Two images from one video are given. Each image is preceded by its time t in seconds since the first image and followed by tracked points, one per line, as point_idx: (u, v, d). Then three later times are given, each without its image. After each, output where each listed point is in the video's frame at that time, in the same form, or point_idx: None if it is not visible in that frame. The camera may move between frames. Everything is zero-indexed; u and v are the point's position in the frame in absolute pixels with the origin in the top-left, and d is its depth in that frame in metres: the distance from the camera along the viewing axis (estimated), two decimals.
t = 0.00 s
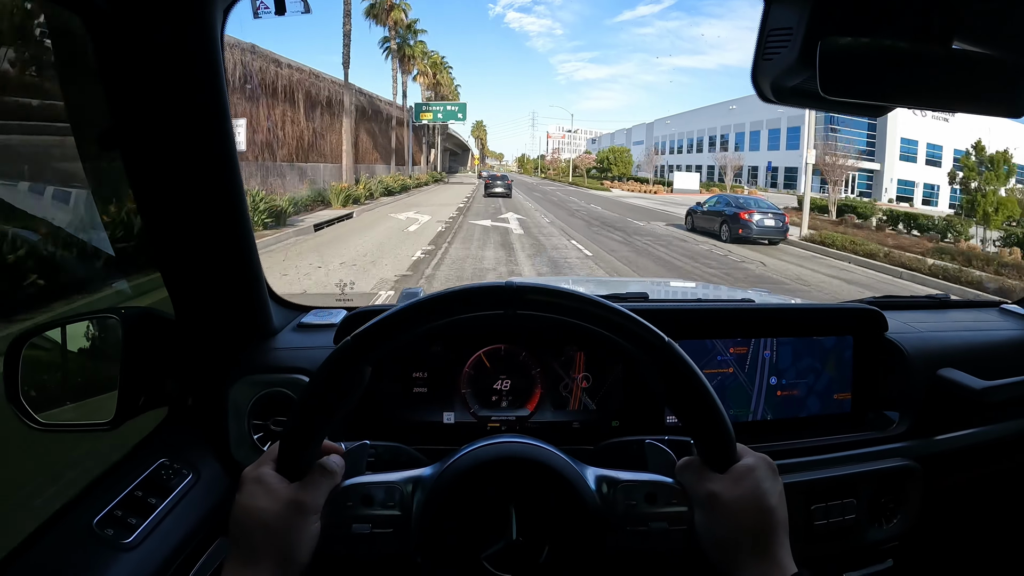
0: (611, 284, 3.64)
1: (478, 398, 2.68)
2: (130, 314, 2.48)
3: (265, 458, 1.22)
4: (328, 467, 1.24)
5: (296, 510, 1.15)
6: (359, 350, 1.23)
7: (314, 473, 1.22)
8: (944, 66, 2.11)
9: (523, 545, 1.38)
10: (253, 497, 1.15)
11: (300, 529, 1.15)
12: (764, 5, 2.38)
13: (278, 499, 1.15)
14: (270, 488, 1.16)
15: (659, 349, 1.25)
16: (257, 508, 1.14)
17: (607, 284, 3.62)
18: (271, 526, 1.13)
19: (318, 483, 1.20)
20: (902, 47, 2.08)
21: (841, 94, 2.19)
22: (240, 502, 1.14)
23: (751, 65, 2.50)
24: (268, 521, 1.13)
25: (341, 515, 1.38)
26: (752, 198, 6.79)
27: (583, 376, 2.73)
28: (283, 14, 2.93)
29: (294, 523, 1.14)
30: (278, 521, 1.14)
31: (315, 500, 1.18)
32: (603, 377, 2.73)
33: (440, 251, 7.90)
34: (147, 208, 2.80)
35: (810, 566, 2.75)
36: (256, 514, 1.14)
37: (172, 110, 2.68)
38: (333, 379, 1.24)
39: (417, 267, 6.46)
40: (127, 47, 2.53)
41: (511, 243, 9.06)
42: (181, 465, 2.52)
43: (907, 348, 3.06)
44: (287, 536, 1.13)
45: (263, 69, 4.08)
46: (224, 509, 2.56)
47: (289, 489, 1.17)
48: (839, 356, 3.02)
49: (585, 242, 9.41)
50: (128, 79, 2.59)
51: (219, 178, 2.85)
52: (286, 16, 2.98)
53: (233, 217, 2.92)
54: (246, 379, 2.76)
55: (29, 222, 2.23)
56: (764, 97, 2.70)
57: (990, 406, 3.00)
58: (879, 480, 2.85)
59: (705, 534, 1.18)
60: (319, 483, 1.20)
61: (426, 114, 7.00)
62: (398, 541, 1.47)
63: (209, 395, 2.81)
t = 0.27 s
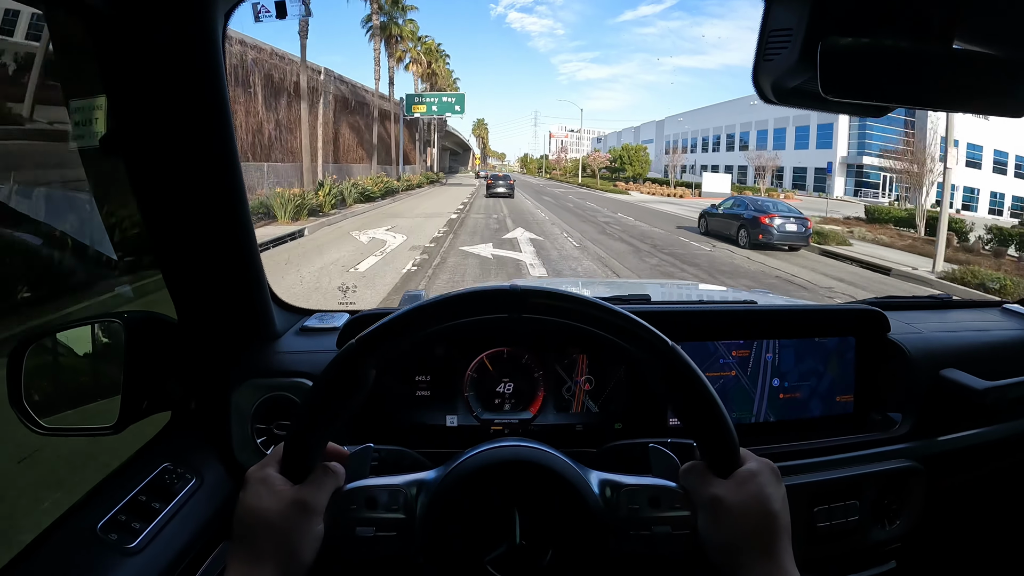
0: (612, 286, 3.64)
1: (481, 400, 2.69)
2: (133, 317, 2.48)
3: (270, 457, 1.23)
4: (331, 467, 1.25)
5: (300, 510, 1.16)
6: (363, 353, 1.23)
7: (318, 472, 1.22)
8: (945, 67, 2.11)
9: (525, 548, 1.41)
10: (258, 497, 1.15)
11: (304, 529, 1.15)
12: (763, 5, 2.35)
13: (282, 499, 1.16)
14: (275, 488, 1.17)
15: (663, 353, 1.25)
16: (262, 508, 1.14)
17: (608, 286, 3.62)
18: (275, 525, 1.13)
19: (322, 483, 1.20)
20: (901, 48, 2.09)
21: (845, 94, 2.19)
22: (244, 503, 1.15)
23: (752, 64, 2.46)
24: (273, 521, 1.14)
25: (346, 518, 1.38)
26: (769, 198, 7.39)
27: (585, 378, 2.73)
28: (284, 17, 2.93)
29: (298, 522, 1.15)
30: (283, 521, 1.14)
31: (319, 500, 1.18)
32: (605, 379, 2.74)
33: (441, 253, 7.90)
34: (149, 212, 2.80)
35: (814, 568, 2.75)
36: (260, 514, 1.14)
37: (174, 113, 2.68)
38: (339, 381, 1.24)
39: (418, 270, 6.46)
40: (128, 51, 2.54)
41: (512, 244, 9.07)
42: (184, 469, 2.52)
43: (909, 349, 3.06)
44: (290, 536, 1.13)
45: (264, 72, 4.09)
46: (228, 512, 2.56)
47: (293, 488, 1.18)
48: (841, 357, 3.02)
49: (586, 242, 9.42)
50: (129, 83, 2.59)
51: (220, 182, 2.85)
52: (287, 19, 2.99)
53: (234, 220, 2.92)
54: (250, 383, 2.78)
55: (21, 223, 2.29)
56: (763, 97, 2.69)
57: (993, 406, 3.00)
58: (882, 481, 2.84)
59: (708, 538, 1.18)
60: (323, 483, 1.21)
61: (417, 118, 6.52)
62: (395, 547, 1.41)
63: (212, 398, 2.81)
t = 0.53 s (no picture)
0: (610, 287, 3.63)
1: (474, 398, 2.67)
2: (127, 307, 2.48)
3: (262, 446, 1.22)
4: (321, 458, 1.25)
5: (290, 501, 1.15)
6: (357, 345, 1.22)
7: (309, 463, 1.22)
8: (946, 74, 2.11)
9: (516, 547, 1.41)
10: (247, 486, 1.14)
11: (294, 519, 1.15)
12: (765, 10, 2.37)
13: (272, 488, 1.15)
14: (265, 477, 1.16)
15: (659, 355, 1.25)
16: (251, 496, 1.13)
17: (605, 288, 3.62)
18: (265, 515, 1.13)
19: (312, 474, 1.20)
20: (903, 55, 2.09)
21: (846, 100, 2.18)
22: (234, 491, 1.14)
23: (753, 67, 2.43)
24: (262, 510, 1.13)
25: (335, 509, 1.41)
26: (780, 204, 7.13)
27: (580, 378, 2.72)
28: (287, 11, 2.93)
29: (289, 513, 1.14)
30: (272, 511, 1.13)
31: (309, 491, 1.18)
32: (600, 379, 2.73)
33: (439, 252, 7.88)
34: (146, 202, 2.79)
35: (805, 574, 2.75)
36: (250, 503, 1.13)
37: (173, 104, 2.67)
38: (332, 373, 1.23)
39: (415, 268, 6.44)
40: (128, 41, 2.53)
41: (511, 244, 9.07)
42: (175, 460, 2.51)
43: (904, 356, 3.06)
44: (281, 526, 1.13)
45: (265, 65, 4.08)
46: (218, 505, 2.55)
47: (283, 478, 1.17)
48: (836, 364, 3.02)
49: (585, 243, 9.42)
50: (130, 72, 2.59)
51: (219, 174, 2.85)
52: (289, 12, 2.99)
53: (232, 213, 2.92)
54: (245, 375, 2.74)
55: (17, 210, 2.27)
56: (765, 102, 2.68)
57: (987, 416, 3.00)
58: (874, 488, 2.84)
59: (699, 542, 1.17)
60: (313, 474, 1.21)
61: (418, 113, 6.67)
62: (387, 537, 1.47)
63: (204, 390, 2.80)
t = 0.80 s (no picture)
0: (610, 287, 3.64)
1: (475, 396, 2.67)
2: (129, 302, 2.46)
3: (261, 439, 1.22)
4: (322, 450, 1.25)
5: (291, 494, 1.15)
6: (360, 341, 1.23)
7: (309, 456, 1.22)
8: (948, 77, 2.12)
9: (513, 544, 1.43)
10: (248, 478, 1.15)
11: (295, 512, 1.15)
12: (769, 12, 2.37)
13: (272, 481, 1.15)
14: (265, 470, 1.16)
15: (661, 356, 1.25)
16: (252, 489, 1.14)
17: (605, 287, 3.63)
18: (265, 508, 1.13)
19: (313, 467, 1.20)
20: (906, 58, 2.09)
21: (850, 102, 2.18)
22: (234, 484, 1.14)
23: (756, 70, 2.44)
24: (261, 503, 1.13)
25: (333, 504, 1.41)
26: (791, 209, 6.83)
27: (580, 377, 2.73)
28: (291, 7, 2.94)
29: (289, 506, 1.14)
30: (273, 504, 1.14)
31: (310, 484, 1.18)
32: (601, 378, 2.74)
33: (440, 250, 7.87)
34: (148, 196, 2.80)
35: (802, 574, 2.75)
36: (250, 496, 1.14)
37: (177, 100, 2.68)
38: (333, 368, 1.24)
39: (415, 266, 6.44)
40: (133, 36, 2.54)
41: (512, 243, 9.08)
42: (175, 455, 2.52)
43: (904, 359, 3.07)
44: (281, 518, 1.13)
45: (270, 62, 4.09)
46: (217, 499, 2.56)
47: (283, 471, 1.18)
48: (836, 367, 3.02)
49: (586, 243, 9.43)
50: (133, 67, 2.59)
51: (221, 170, 2.85)
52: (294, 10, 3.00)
53: (234, 208, 2.92)
54: (245, 371, 2.77)
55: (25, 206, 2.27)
56: (768, 103, 2.67)
57: (986, 419, 3.01)
58: (872, 489, 2.85)
59: (697, 541, 1.18)
60: (314, 467, 1.20)
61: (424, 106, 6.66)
62: (383, 531, 1.48)
63: (205, 385, 2.81)
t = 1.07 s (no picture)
0: (614, 285, 3.63)
1: (478, 395, 2.68)
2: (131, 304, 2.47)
3: (267, 444, 1.22)
4: (327, 454, 1.27)
5: (296, 498, 1.17)
6: (364, 344, 1.23)
7: (314, 460, 1.24)
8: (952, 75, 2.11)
9: (520, 544, 1.42)
10: (255, 483, 1.14)
11: (301, 515, 1.16)
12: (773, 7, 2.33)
13: (278, 486, 1.16)
14: (271, 474, 1.16)
15: (666, 357, 1.25)
16: (258, 494, 1.14)
17: (610, 285, 3.62)
18: (272, 513, 1.13)
19: (318, 471, 1.22)
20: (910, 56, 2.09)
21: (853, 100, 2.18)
22: (241, 489, 1.14)
23: (759, 68, 2.43)
24: (268, 508, 1.13)
25: (339, 506, 1.41)
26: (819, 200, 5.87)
27: (584, 376, 2.73)
28: (292, 7, 2.92)
29: (295, 510, 1.16)
30: (279, 508, 1.14)
31: (315, 488, 1.20)
32: (604, 378, 2.74)
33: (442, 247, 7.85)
34: (151, 198, 2.80)
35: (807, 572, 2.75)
36: (257, 500, 1.13)
37: (178, 101, 2.68)
38: (337, 370, 1.24)
39: (417, 262, 6.41)
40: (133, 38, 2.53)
41: (514, 241, 9.08)
42: (180, 456, 2.52)
43: (909, 356, 3.06)
44: (287, 522, 1.14)
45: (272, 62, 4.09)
46: (223, 500, 2.56)
47: (289, 474, 1.18)
48: (840, 366, 3.02)
49: (587, 240, 9.42)
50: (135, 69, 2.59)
51: (224, 171, 2.85)
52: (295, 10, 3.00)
53: (237, 209, 2.92)
54: (248, 371, 2.76)
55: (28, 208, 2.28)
56: (770, 100, 2.68)
57: (990, 416, 3.00)
58: (877, 487, 2.85)
59: (701, 542, 1.18)
60: (318, 471, 1.22)
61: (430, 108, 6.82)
62: (389, 534, 1.44)
63: (209, 386, 2.81)
